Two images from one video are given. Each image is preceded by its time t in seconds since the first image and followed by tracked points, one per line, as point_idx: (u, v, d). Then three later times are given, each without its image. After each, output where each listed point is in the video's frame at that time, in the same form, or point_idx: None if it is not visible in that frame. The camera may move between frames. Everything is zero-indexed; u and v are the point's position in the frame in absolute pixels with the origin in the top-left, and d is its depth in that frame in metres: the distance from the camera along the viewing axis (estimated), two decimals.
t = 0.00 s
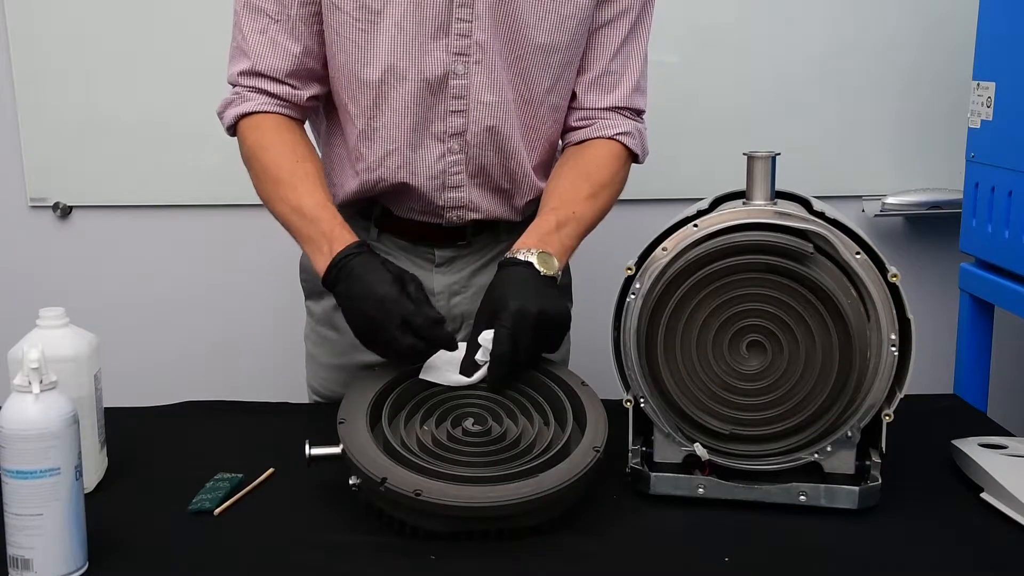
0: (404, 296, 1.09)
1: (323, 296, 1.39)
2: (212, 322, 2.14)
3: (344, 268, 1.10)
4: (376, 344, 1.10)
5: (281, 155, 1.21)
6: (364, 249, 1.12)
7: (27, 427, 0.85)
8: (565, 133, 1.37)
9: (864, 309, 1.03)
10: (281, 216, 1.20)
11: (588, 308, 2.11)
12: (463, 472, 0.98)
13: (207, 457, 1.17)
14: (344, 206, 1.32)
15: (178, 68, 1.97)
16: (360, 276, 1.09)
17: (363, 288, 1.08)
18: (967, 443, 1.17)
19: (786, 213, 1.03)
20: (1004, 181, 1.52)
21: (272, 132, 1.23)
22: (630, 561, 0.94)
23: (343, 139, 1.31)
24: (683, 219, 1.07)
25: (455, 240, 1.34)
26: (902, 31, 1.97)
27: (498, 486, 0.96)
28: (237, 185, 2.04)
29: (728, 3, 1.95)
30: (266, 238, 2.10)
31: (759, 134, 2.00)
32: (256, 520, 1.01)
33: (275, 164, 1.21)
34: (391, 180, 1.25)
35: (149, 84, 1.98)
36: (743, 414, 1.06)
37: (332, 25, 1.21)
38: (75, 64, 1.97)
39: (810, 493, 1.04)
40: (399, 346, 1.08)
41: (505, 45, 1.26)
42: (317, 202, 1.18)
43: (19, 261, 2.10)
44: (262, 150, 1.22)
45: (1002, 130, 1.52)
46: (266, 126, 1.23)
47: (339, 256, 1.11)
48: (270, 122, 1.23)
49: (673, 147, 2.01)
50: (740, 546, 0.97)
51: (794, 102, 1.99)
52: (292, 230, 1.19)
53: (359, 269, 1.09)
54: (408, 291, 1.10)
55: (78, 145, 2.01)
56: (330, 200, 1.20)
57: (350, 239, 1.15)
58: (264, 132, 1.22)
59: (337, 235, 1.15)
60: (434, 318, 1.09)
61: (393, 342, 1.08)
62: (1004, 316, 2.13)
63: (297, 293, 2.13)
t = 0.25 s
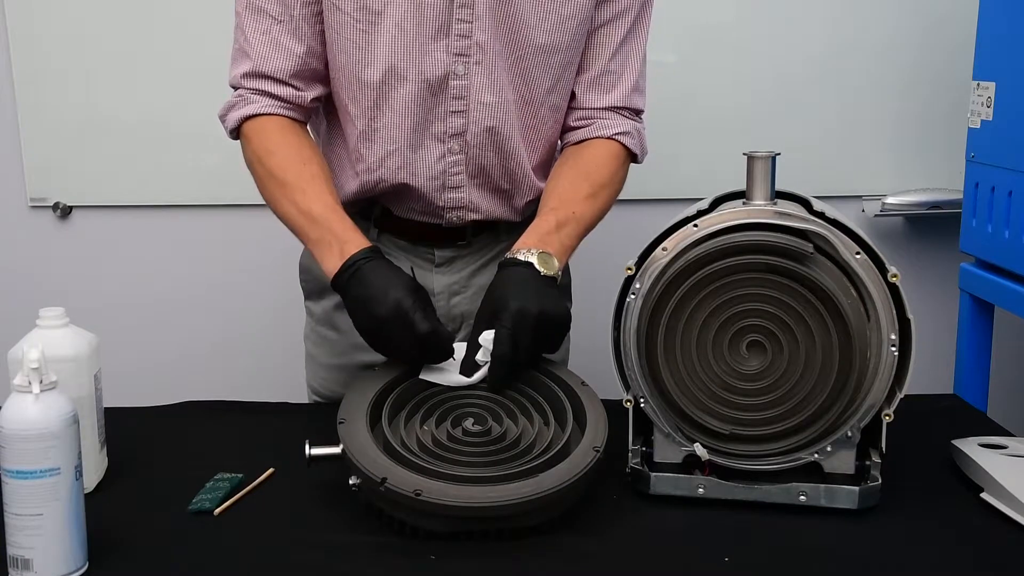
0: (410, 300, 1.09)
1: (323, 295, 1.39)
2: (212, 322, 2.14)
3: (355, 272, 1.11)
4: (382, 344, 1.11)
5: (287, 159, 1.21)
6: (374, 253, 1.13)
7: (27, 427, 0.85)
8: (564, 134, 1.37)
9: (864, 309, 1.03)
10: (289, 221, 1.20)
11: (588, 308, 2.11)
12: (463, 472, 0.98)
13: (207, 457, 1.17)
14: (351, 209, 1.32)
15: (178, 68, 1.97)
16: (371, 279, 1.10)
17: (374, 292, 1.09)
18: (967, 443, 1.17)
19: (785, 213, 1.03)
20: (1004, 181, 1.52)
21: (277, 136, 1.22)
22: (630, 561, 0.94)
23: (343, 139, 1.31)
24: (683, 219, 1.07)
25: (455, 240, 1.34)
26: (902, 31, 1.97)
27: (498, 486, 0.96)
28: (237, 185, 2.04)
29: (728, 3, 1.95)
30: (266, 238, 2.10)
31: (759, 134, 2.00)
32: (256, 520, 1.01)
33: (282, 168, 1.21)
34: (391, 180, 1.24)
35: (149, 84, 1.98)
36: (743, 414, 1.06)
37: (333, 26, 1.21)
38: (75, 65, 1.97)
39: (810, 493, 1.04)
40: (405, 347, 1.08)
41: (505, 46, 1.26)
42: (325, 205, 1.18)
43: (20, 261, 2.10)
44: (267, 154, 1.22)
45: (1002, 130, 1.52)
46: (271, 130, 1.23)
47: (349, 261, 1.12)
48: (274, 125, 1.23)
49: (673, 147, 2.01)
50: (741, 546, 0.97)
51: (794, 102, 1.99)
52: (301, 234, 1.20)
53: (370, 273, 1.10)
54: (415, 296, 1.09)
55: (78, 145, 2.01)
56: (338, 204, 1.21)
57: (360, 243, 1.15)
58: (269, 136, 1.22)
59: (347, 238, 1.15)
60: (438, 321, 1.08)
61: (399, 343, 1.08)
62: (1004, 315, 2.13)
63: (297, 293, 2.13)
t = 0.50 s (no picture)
0: (411, 303, 1.09)
1: (323, 296, 1.39)
2: (212, 322, 2.14)
3: (357, 272, 1.12)
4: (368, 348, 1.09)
5: (289, 159, 1.21)
6: (378, 255, 1.14)
7: (27, 426, 0.85)
8: (564, 135, 1.37)
9: (864, 309, 1.03)
10: (290, 222, 1.20)
11: (588, 308, 2.11)
12: (463, 472, 0.98)
13: (207, 457, 1.17)
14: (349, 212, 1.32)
15: (178, 68, 1.97)
16: (373, 278, 1.10)
17: (375, 290, 1.09)
18: (967, 443, 1.17)
19: (785, 213, 1.03)
20: (1004, 181, 1.52)
21: (279, 137, 1.22)
22: (629, 561, 0.94)
23: (343, 139, 1.31)
24: (683, 219, 1.07)
25: (455, 241, 1.34)
26: (902, 31, 1.97)
27: (498, 486, 0.96)
28: (237, 185, 2.04)
29: (728, 3, 1.95)
30: (266, 238, 2.10)
31: (759, 134, 2.00)
32: (256, 520, 1.01)
33: (284, 168, 1.21)
34: (391, 181, 1.24)
35: (149, 84, 1.98)
36: (743, 414, 1.06)
37: (334, 26, 1.21)
38: (75, 65, 1.97)
39: (810, 493, 1.04)
40: (395, 349, 1.07)
41: (505, 46, 1.26)
42: (329, 206, 1.19)
43: (20, 261, 2.10)
44: (269, 154, 1.22)
45: (1002, 130, 1.52)
46: (274, 130, 1.23)
47: (354, 261, 1.12)
48: (277, 125, 1.23)
49: (674, 147, 2.01)
50: (741, 546, 0.97)
51: (794, 102, 1.99)
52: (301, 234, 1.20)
53: (372, 273, 1.11)
54: (415, 300, 1.10)
55: (78, 145, 2.01)
56: (341, 206, 1.21)
57: (364, 244, 1.16)
58: (271, 135, 1.22)
59: (351, 239, 1.16)
60: (438, 328, 1.10)
61: (390, 344, 1.07)
62: (1004, 316, 2.13)
63: (297, 293, 2.12)
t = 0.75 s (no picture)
0: (412, 304, 1.09)
1: (323, 295, 1.39)
2: (212, 322, 2.14)
3: (357, 273, 1.12)
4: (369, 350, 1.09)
5: (289, 158, 1.21)
6: (379, 256, 1.14)
7: (27, 426, 0.85)
8: (565, 135, 1.37)
9: (864, 309, 1.03)
10: (290, 222, 1.20)
11: (588, 308, 2.11)
12: (463, 472, 0.98)
13: (207, 457, 1.17)
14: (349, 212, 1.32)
15: (179, 68, 1.97)
16: (373, 279, 1.10)
17: (375, 290, 1.10)
18: (967, 443, 1.17)
19: (785, 213, 1.03)
20: (1004, 181, 1.52)
21: (280, 137, 1.22)
22: (629, 561, 0.94)
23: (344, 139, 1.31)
24: (683, 219, 1.07)
25: (455, 241, 1.34)
26: (903, 31, 1.97)
27: (497, 486, 0.96)
28: (238, 185, 2.04)
29: (728, 3, 1.95)
30: (266, 238, 2.10)
31: (759, 134, 2.00)
32: (256, 520, 1.01)
33: (284, 168, 1.21)
34: (392, 181, 1.24)
35: (149, 84, 1.98)
36: (743, 414, 1.06)
37: (335, 26, 1.21)
38: (76, 65, 1.97)
39: (810, 493, 1.04)
40: (396, 350, 1.07)
41: (505, 46, 1.26)
42: (329, 206, 1.19)
43: (20, 261, 2.10)
44: (269, 154, 1.22)
45: (1002, 130, 1.52)
46: (274, 129, 1.23)
47: (354, 262, 1.13)
48: (277, 125, 1.23)
49: (674, 147, 2.01)
50: (741, 546, 0.97)
51: (794, 103, 1.99)
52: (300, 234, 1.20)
53: (373, 273, 1.11)
54: (416, 301, 1.10)
55: (78, 145, 2.01)
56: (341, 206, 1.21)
57: (365, 245, 1.16)
58: (271, 135, 1.22)
59: (352, 240, 1.16)
60: (437, 330, 1.09)
61: (390, 344, 1.07)
62: (1004, 315, 2.13)
63: (297, 293, 2.12)
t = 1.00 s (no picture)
0: (414, 307, 1.09)
1: (323, 295, 1.39)
2: (212, 322, 2.14)
3: (358, 275, 1.12)
4: (369, 351, 1.09)
5: (290, 158, 1.21)
6: (380, 258, 1.14)
7: (27, 426, 0.85)
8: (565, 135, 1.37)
9: (864, 309, 1.03)
10: (290, 222, 1.19)
11: (588, 308, 2.11)
12: (463, 472, 0.98)
13: (207, 457, 1.17)
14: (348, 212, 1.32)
15: (179, 68, 1.97)
16: (374, 281, 1.10)
17: (376, 292, 1.10)
18: (967, 443, 1.17)
19: (785, 213, 1.03)
20: (1004, 181, 1.52)
21: (280, 137, 1.23)
22: (629, 561, 0.94)
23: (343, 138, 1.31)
24: (683, 219, 1.07)
25: (455, 241, 1.34)
26: (903, 31, 1.97)
27: (497, 486, 0.96)
28: (238, 185, 2.04)
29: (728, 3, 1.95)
30: (266, 238, 2.10)
31: (759, 134, 2.00)
32: (256, 520, 1.01)
33: (284, 168, 1.21)
34: (392, 179, 1.25)
35: (149, 84, 1.98)
36: (743, 414, 1.06)
37: (335, 25, 1.21)
38: (76, 65, 1.97)
39: (810, 493, 1.04)
40: (396, 352, 1.07)
41: (505, 45, 1.26)
42: (329, 207, 1.19)
43: (20, 261, 2.10)
44: (269, 153, 1.22)
45: (1002, 130, 1.52)
46: (274, 129, 1.23)
47: (354, 264, 1.12)
48: (278, 125, 1.23)
49: (674, 148, 2.01)
50: (741, 546, 0.97)
51: (794, 103, 1.99)
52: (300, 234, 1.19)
53: (374, 275, 1.11)
54: (418, 304, 1.10)
55: (78, 146, 2.01)
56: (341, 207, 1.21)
57: (366, 246, 1.16)
58: (272, 135, 1.22)
59: (353, 241, 1.16)
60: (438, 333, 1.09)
61: (390, 346, 1.07)
62: (1004, 315, 2.13)
63: (297, 293, 2.12)
